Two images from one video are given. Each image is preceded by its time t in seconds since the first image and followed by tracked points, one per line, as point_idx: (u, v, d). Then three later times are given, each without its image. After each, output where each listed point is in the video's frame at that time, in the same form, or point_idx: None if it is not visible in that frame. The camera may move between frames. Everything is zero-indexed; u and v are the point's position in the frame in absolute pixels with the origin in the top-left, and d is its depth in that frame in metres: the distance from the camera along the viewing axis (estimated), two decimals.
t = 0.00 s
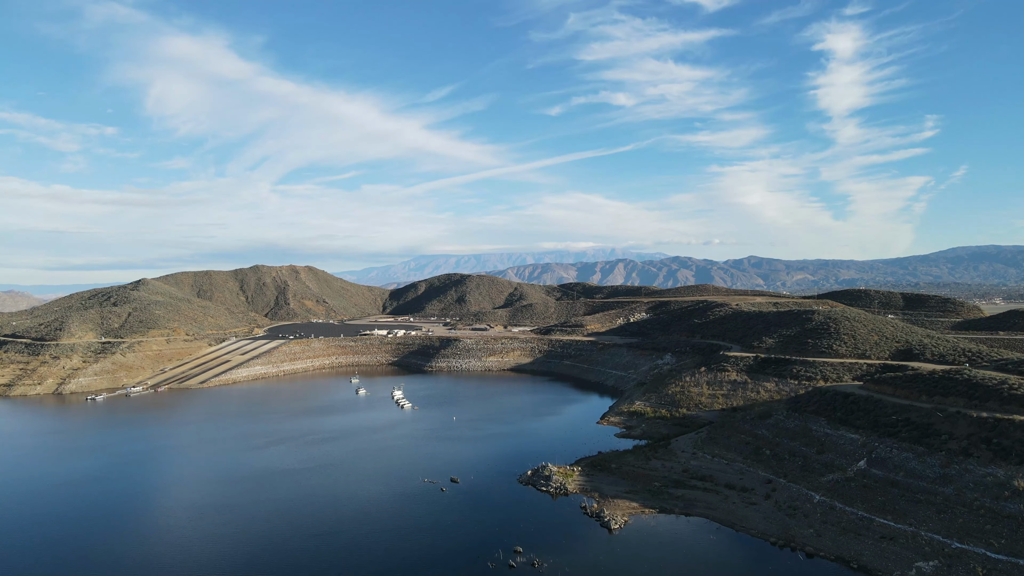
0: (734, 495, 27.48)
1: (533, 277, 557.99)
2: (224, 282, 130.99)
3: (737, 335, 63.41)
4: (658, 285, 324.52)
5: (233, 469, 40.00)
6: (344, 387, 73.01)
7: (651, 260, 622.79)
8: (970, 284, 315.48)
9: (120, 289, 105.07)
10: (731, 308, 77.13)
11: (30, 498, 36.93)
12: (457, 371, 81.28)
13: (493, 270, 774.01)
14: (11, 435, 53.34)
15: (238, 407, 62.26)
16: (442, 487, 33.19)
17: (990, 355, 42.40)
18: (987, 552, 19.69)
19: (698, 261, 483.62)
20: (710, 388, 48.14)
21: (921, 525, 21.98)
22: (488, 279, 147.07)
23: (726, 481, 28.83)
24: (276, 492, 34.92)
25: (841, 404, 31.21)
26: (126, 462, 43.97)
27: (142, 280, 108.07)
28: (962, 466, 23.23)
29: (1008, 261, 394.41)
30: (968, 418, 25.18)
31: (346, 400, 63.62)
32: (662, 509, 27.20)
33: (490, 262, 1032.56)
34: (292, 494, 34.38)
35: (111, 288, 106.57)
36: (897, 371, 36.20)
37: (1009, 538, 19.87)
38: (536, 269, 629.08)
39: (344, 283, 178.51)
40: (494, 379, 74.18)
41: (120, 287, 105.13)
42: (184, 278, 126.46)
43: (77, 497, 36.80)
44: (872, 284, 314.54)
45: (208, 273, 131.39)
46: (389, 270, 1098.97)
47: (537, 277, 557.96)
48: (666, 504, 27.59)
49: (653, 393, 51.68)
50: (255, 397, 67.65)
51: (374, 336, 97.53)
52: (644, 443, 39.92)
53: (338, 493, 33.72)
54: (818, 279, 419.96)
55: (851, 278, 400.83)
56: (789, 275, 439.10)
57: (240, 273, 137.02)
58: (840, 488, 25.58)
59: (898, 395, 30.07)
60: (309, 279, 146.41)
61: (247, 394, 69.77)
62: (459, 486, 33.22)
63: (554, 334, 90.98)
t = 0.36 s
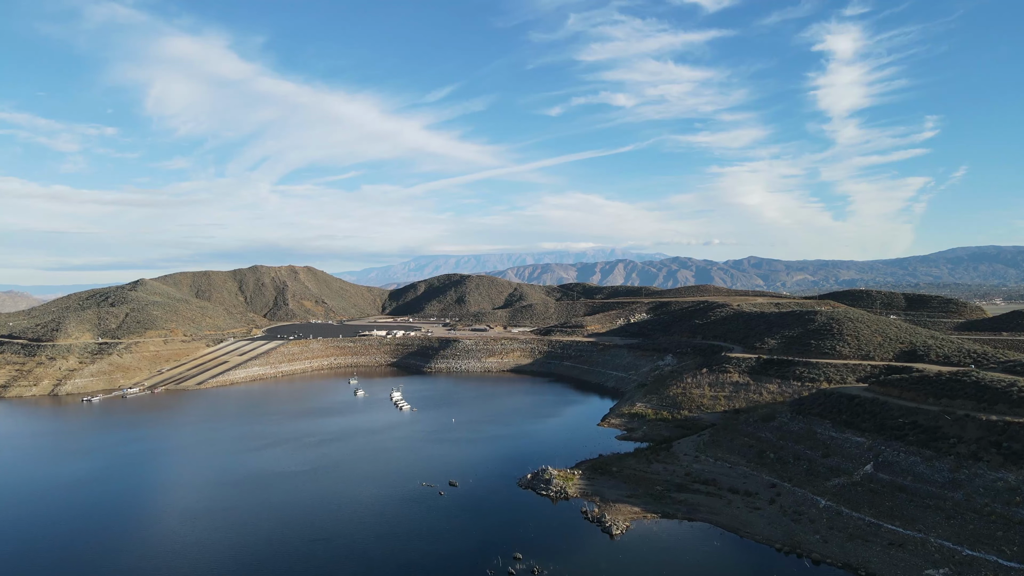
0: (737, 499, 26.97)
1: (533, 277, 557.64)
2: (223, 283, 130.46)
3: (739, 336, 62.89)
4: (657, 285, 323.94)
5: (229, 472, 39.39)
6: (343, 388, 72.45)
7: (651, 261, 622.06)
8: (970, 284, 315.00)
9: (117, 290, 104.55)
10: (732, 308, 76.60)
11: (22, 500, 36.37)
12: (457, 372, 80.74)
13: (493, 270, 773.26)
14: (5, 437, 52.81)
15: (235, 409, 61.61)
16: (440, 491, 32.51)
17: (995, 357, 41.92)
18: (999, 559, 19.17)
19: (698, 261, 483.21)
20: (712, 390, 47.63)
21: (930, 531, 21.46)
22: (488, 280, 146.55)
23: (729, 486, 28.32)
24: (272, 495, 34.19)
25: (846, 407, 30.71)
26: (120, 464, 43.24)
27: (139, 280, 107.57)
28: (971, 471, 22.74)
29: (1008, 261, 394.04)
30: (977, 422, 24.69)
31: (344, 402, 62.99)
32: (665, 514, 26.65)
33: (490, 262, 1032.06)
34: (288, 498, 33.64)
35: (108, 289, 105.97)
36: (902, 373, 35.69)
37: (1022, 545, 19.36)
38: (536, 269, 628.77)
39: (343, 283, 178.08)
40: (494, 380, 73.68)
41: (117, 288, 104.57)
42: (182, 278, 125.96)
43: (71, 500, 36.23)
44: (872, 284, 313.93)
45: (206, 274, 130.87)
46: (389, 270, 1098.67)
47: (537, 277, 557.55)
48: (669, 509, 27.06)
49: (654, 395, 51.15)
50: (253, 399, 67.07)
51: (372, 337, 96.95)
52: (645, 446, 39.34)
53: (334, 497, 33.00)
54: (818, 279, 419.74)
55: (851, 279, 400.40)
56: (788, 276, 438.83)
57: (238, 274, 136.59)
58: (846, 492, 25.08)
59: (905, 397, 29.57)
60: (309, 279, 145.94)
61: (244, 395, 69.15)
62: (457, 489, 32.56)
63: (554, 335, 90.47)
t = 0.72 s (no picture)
0: (741, 504, 26.50)
1: (533, 278, 557.35)
2: (221, 283, 130.09)
3: (741, 336, 62.44)
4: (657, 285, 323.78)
5: (225, 474, 38.77)
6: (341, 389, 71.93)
7: (651, 261, 621.80)
8: (970, 284, 314.68)
9: (115, 290, 104.17)
10: (734, 309, 76.09)
11: (15, 502, 35.84)
12: (456, 373, 80.28)
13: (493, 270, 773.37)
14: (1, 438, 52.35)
15: (233, 410, 61.03)
16: (438, 494, 31.84)
17: (1000, 357, 41.50)
18: (1010, 567, 18.69)
19: (698, 261, 482.68)
20: (713, 392, 47.15)
21: (939, 537, 20.96)
22: (488, 280, 146.08)
23: (733, 489, 27.84)
24: (268, 499, 33.53)
25: (851, 409, 30.23)
26: (115, 466, 42.63)
27: (137, 280, 107.15)
28: (980, 475, 22.29)
29: (1009, 262, 393.60)
30: (986, 425, 24.22)
31: (343, 403, 62.41)
32: (667, 518, 26.16)
33: (490, 262, 1032.58)
34: (284, 501, 32.97)
35: (106, 289, 105.58)
36: (908, 375, 35.20)
37: None
38: (536, 268, 628.54)
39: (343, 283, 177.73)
40: (493, 381, 73.25)
41: (115, 288, 104.14)
42: (181, 279, 125.55)
43: (65, 502, 35.70)
44: (872, 284, 313.73)
45: (205, 274, 130.44)
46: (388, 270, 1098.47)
47: (537, 277, 557.20)
48: (671, 513, 26.56)
49: (655, 397, 50.65)
50: (251, 400, 66.50)
51: (371, 337, 96.49)
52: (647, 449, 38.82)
53: (331, 500, 32.36)
54: (819, 279, 419.36)
55: (851, 279, 399.99)
56: (789, 276, 438.46)
57: (237, 274, 136.22)
58: (852, 497, 24.60)
59: (911, 400, 29.09)
60: (308, 280, 145.62)
61: (242, 397, 68.58)
62: (456, 493, 31.91)
63: (554, 336, 90.02)
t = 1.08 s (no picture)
0: (745, 509, 25.95)
1: (533, 278, 556.87)
2: (220, 283, 129.58)
3: (743, 337, 61.92)
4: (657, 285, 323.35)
5: (220, 477, 38.16)
6: (340, 390, 71.26)
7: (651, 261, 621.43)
8: (970, 285, 314.20)
9: (113, 291, 103.68)
10: (735, 309, 75.60)
11: (6, 505, 35.27)
12: (455, 374, 79.72)
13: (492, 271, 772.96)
14: None
15: (230, 412, 60.32)
16: (437, 499, 31.12)
17: (1006, 359, 41.03)
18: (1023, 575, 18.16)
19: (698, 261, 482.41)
20: (715, 393, 46.62)
21: (950, 544, 20.42)
22: (488, 280, 145.60)
23: (737, 494, 27.29)
24: (261, 504, 32.68)
25: (856, 411, 29.76)
26: (109, 469, 41.90)
27: (135, 280, 106.65)
28: (991, 480, 21.76)
29: (1009, 262, 393.26)
30: (996, 428, 23.70)
31: (341, 405, 61.71)
32: (670, 523, 25.58)
33: (490, 263, 1032.25)
34: (279, 507, 32.12)
35: (103, 289, 105.08)
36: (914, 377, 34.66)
37: None
38: (536, 269, 628.00)
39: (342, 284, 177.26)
40: (493, 382, 72.75)
41: (113, 289, 103.67)
42: (179, 279, 125.03)
43: (57, 505, 35.12)
44: (872, 285, 313.31)
45: (204, 274, 129.92)
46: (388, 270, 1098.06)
47: (537, 278, 556.68)
48: (674, 518, 26.00)
49: (656, 398, 50.06)
50: (248, 401, 65.93)
51: (370, 338, 95.94)
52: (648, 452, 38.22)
53: (327, 506, 31.54)
54: (819, 280, 418.99)
55: (851, 279, 399.64)
56: (789, 276, 437.91)
57: (236, 274, 135.66)
58: (860, 502, 24.07)
59: (918, 402, 28.60)
60: (307, 280, 145.17)
61: (239, 398, 67.99)
62: (455, 497, 31.21)
63: (554, 336, 89.50)
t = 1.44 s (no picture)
0: (751, 527, 25.26)
1: (533, 290, 556.82)
2: (218, 295, 129.10)
3: (744, 350, 61.42)
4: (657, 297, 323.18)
5: (213, 493, 37.24)
6: (337, 404, 70.42)
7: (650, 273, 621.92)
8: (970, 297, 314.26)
9: (110, 302, 103.19)
10: (736, 321, 75.16)
11: None
12: (454, 387, 78.98)
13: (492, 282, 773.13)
14: None
15: (226, 426, 59.42)
16: (433, 516, 30.19)
17: (1012, 372, 40.61)
18: None
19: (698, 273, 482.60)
20: (718, 407, 46.00)
21: (963, 565, 19.74)
22: (487, 292, 145.20)
23: (741, 512, 26.62)
24: (253, 522, 31.62)
25: (863, 427, 29.43)
26: (99, 485, 40.81)
27: (133, 292, 106.20)
28: (1004, 498, 21.20)
29: (1009, 274, 393.52)
30: (1007, 445, 23.26)
31: (338, 419, 60.90)
32: (673, 542, 24.83)
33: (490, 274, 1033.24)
34: (271, 525, 31.05)
35: (101, 301, 104.62)
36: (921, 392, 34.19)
37: None
38: (535, 281, 628.19)
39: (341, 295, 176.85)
40: (492, 395, 72.09)
41: (110, 300, 103.20)
42: (177, 290, 124.61)
43: (47, 520, 34.27)
44: (872, 297, 313.32)
45: (202, 286, 129.48)
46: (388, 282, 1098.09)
47: (536, 290, 556.57)
48: (677, 537, 25.27)
49: (658, 412, 49.43)
50: (244, 415, 65.10)
51: (369, 350, 95.30)
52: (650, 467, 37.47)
53: (320, 523, 30.49)
54: (818, 292, 419.11)
55: (851, 291, 399.75)
56: (788, 288, 438.15)
57: (235, 286, 135.24)
58: (869, 520, 23.46)
59: (926, 418, 28.27)
60: (306, 291, 144.75)
61: (236, 412, 67.16)
62: (452, 514, 30.25)
63: (553, 349, 88.90)
